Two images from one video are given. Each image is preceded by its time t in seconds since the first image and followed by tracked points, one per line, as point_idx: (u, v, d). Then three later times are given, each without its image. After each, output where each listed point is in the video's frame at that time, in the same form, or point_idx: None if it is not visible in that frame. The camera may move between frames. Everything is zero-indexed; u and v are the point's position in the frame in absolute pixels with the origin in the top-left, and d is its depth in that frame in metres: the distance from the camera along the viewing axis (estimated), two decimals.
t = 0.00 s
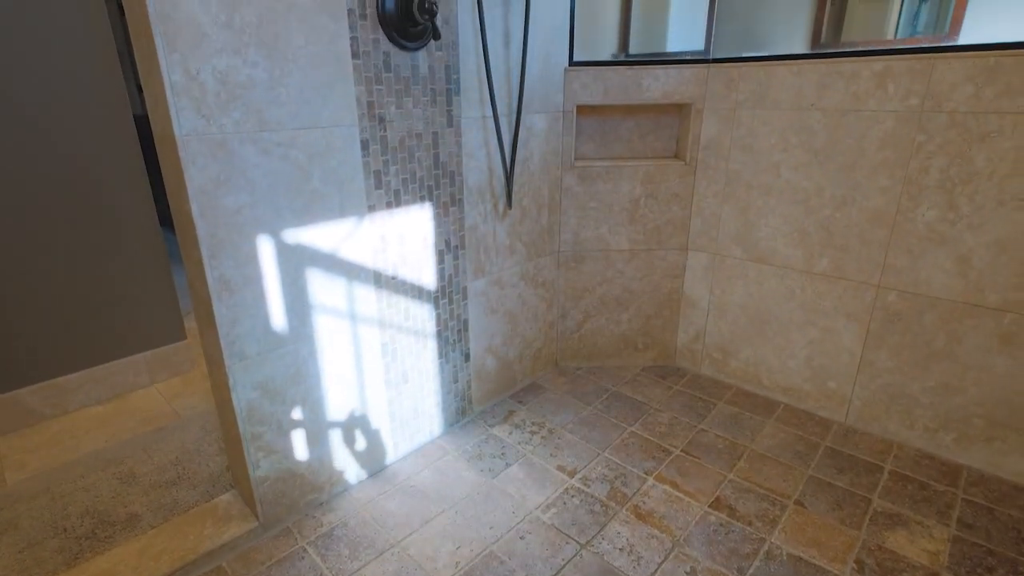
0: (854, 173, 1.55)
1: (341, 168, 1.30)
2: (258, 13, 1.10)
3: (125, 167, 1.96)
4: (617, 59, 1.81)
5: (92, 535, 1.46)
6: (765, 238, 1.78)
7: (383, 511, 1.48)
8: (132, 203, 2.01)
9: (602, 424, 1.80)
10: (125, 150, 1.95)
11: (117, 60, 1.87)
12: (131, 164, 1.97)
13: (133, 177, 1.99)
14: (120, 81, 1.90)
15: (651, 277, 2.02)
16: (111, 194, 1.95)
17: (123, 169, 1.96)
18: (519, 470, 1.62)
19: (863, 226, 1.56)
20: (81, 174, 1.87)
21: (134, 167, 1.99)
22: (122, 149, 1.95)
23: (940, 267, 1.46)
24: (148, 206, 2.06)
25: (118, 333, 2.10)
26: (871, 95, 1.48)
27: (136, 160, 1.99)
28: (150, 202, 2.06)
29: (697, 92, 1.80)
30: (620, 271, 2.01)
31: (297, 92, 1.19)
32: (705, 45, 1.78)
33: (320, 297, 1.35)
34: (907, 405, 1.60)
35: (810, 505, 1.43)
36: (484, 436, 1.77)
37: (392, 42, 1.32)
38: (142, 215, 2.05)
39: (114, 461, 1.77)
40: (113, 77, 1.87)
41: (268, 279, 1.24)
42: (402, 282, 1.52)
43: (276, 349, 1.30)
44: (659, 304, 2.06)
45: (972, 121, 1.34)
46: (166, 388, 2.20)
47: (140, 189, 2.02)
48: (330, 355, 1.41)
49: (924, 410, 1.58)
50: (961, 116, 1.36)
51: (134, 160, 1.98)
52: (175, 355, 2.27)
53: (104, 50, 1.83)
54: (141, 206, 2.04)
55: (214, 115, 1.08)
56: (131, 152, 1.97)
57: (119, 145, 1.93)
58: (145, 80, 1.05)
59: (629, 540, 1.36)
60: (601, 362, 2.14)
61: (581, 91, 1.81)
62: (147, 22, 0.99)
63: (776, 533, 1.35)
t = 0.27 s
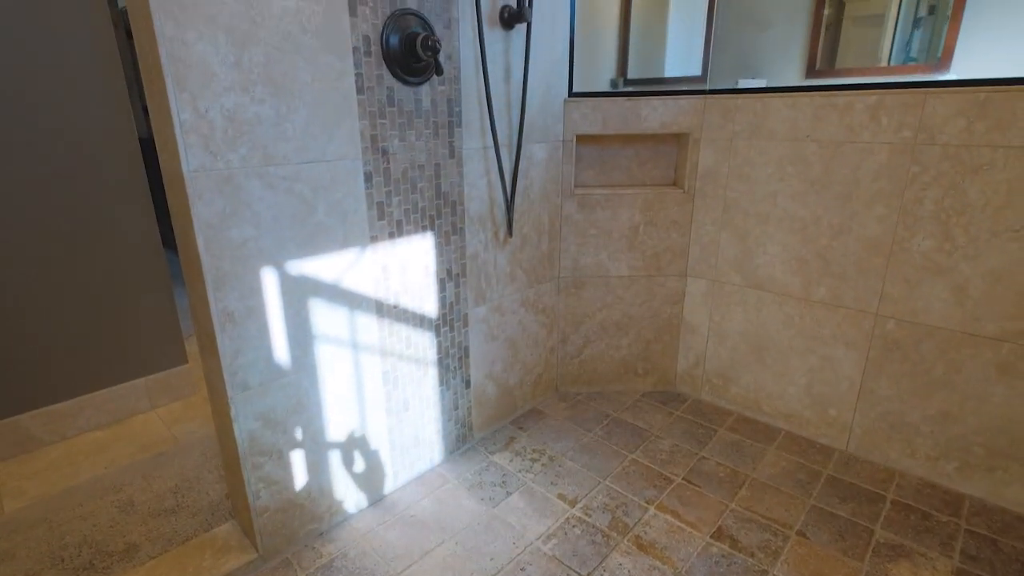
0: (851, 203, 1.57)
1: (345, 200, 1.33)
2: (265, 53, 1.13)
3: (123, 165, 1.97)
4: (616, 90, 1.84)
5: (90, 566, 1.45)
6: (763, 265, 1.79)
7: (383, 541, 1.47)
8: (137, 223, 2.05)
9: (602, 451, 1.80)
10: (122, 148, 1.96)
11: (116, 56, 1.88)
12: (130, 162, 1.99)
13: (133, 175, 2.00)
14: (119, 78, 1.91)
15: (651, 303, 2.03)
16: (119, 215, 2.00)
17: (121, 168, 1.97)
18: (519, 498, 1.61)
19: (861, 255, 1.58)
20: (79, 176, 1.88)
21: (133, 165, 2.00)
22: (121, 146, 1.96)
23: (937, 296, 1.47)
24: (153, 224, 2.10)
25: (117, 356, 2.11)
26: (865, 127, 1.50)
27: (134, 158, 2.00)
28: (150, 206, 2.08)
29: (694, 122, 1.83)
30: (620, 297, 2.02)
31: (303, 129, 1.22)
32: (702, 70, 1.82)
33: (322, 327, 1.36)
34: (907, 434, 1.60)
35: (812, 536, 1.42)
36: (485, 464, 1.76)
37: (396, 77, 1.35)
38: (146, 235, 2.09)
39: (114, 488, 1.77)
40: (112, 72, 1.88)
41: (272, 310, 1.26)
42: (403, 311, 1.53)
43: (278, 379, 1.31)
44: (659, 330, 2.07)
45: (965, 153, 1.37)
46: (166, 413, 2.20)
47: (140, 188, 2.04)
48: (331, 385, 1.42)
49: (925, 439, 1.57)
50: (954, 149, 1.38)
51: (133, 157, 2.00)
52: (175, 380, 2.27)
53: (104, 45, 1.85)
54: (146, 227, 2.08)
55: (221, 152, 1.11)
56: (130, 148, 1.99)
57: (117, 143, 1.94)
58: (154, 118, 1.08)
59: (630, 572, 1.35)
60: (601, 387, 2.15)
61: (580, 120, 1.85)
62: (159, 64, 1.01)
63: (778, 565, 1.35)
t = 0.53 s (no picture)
0: (847, 234, 1.59)
1: (348, 233, 1.34)
2: (273, 93, 1.16)
3: (123, 165, 1.98)
4: (615, 120, 1.88)
5: None
6: (762, 293, 1.81)
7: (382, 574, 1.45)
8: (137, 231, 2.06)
9: (603, 480, 1.80)
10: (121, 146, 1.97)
11: (117, 53, 1.91)
12: (130, 162, 2.00)
13: (133, 175, 2.02)
14: (120, 75, 1.93)
15: (651, 329, 2.04)
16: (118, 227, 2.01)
17: (121, 167, 1.98)
18: (520, 530, 1.60)
19: (858, 285, 1.59)
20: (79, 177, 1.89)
21: (133, 165, 2.01)
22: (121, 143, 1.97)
23: (935, 327, 1.48)
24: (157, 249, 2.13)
25: (121, 382, 2.13)
26: (860, 160, 1.53)
27: (134, 156, 2.01)
28: (146, 208, 2.07)
29: (692, 153, 1.86)
30: (620, 324, 2.03)
31: (308, 166, 1.24)
32: (699, 95, 1.88)
33: (324, 359, 1.37)
34: (909, 464, 1.60)
35: (814, 569, 1.42)
36: (485, 494, 1.76)
37: (399, 113, 1.38)
38: (146, 242, 2.10)
39: (112, 518, 1.76)
40: (112, 68, 1.90)
41: (275, 343, 1.27)
42: (405, 341, 1.54)
43: (280, 412, 1.31)
44: (659, 357, 2.08)
45: (959, 187, 1.39)
46: (166, 439, 2.20)
47: (139, 188, 2.04)
48: (333, 416, 1.42)
49: (926, 469, 1.57)
50: (948, 183, 1.40)
51: (133, 156, 2.01)
52: (175, 406, 2.28)
53: (104, 41, 1.87)
54: (149, 251, 2.11)
55: (228, 190, 1.13)
56: (131, 155, 2.01)
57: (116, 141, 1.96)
58: (162, 159, 1.10)
59: None
60: (602, 414, 2.15)
61: (580, 151, 1.88)
62: (169, 107, 1.04)
63: None
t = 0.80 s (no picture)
0: (845, 263, 1.60)
1: (350, 264, 1.36)
2: (278, 129, 1.18)
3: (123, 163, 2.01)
4: (614, 146, 1.93)
5: None
6: (762, 320, 1.82)
7: None
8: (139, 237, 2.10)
9: (604, 508, 1.79)
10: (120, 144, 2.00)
11: (121, 53, 1.96)
12: (129, 163, 2.03)
13: (132, 175, 2.04)
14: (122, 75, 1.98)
15: (651, 355, 2.05)
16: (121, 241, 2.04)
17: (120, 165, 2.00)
18: (520, 560, 1.58)
19: (858, 314, 1.60)
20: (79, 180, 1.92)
21: (133, 165, 2.05)
22: (122, 141, 2.01)
23: (934, 356, 1.49)
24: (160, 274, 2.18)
25: (122, 405, 2.15)
26: (856, 191, 1.55)
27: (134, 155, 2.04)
28: (146, 209, 2.10)
29: (690, 181, 1.89)
30: (620, 350, 2.04)
31: (312, 199, 1.26)
32: (699, 118, 1.93)
33: (326, 390, 1.37)
34: (911, 494, 1.59)
35: None
36: (485, 522, 1.75)
37: (401, 146, 1.40)
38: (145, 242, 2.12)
39: (110, 546, 1.74)
40: (115, 68, 1.96)
41: (276, 374, 1.27)
42: (406, 369, 1.55)
43: (280, 442, 1.31)
44: (659, 382, 2.08)
45: (955, 219, 1.41)
46: (165, 464, 2.19)
47: (137, 188, 2.07)
48: (334, 445, 1.42)
49: (929, 499, 1.57)
50: (943, 215, 1.42)
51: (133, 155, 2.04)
52: (174, 430, 2.28)
53: (109, 42, 1.93)
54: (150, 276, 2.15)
55: (232, 224, 1.14)
56: (132, 156, 2.04)
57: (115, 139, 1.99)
58: (167, 195, 1.11)
59: None
60: (603, 439, 2.14)
61: (580, 179, 1.90)
62: (177, 145, 1.05)
63: None
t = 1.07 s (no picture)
0: (845, 290, 1.61)
1: (353, 292, 1.37)
2: (284, 161, 1.20)
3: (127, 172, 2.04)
4: (614, 164, 1.99)
5: None
6: (762, 346, 1.82)
7: None
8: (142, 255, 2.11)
9: (606, 535, 1.77)
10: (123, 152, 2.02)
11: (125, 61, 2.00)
12: (131, 172, 2.05)
13: (135, 182, 2.06)
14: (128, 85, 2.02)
15: (652, 379, 2.05)
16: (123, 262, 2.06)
17: (123, 173, 2.03)
18: None
19: (858, 341, 1.61)
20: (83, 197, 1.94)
21: (135, 175, 2.06)
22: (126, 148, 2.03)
23: (935, 384, 1.49)
24: (160, 296, 2.18)
25: (121, 430, 2.14)
26: (854, 219, 1.57)
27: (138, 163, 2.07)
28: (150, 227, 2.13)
29: (689, 207, 1.91)
30: (621, 374, 2.04)
31: (316, 229, 1.27)
32: (696, 140, 2.02)
33: (327, 418, 1.37)
34: (916, 522, 1.58)
35: None
36: (485, 551, 1.73)
37: (405, 175, 1.42)
38: (147, 247, 2.12)
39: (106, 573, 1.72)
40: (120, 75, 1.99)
41: (278, 403, 1.27)
42: (408, 396, 1.55)
43: (281, 471, 1.31)
44: (660, 407, 2.08)
45: (951, 248, 1.42)
46: (163, 489, 2.18)
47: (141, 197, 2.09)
48: (335, 474, 1.42)
49: (933, 527, 1.56)
50: (940, 243, 1.44)
51: (137, 162, 2.07)
52: (173, 454, 2.27)
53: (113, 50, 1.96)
54: (152, 297, 2.16)
55: (238, 255, 1.15)
56: (134, 165, 2.06)
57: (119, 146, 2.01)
58: (175, 228, 1.13)
59: None
60: (604, 464, 2.13)
61: (580, 206, 1.93)
62: (184, 179, 1.07)
63: None
